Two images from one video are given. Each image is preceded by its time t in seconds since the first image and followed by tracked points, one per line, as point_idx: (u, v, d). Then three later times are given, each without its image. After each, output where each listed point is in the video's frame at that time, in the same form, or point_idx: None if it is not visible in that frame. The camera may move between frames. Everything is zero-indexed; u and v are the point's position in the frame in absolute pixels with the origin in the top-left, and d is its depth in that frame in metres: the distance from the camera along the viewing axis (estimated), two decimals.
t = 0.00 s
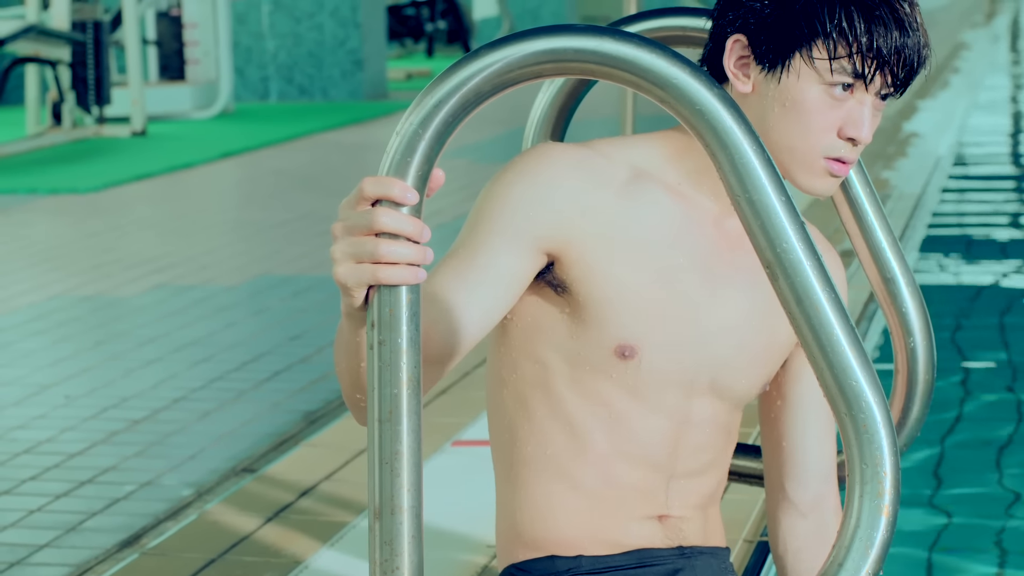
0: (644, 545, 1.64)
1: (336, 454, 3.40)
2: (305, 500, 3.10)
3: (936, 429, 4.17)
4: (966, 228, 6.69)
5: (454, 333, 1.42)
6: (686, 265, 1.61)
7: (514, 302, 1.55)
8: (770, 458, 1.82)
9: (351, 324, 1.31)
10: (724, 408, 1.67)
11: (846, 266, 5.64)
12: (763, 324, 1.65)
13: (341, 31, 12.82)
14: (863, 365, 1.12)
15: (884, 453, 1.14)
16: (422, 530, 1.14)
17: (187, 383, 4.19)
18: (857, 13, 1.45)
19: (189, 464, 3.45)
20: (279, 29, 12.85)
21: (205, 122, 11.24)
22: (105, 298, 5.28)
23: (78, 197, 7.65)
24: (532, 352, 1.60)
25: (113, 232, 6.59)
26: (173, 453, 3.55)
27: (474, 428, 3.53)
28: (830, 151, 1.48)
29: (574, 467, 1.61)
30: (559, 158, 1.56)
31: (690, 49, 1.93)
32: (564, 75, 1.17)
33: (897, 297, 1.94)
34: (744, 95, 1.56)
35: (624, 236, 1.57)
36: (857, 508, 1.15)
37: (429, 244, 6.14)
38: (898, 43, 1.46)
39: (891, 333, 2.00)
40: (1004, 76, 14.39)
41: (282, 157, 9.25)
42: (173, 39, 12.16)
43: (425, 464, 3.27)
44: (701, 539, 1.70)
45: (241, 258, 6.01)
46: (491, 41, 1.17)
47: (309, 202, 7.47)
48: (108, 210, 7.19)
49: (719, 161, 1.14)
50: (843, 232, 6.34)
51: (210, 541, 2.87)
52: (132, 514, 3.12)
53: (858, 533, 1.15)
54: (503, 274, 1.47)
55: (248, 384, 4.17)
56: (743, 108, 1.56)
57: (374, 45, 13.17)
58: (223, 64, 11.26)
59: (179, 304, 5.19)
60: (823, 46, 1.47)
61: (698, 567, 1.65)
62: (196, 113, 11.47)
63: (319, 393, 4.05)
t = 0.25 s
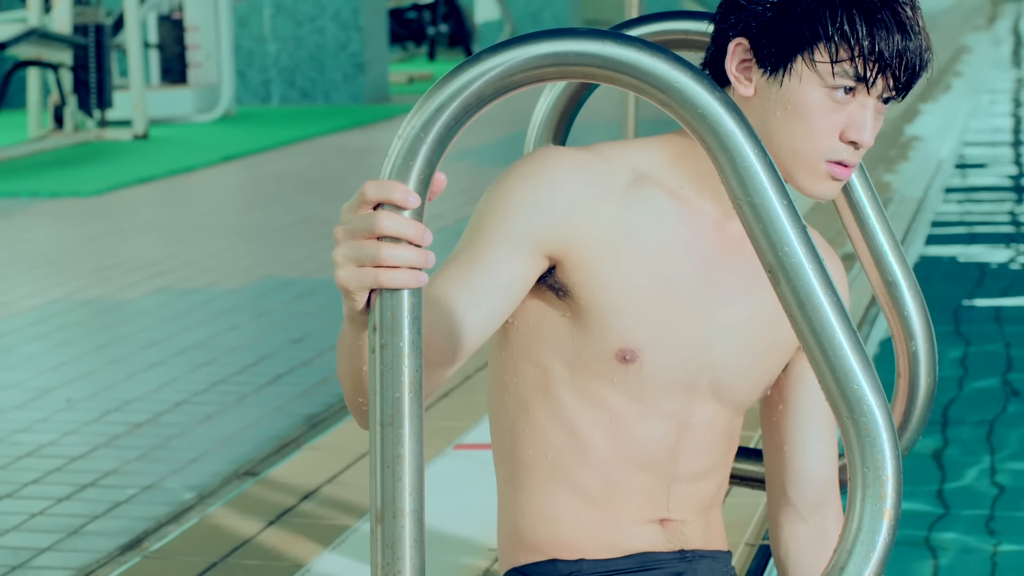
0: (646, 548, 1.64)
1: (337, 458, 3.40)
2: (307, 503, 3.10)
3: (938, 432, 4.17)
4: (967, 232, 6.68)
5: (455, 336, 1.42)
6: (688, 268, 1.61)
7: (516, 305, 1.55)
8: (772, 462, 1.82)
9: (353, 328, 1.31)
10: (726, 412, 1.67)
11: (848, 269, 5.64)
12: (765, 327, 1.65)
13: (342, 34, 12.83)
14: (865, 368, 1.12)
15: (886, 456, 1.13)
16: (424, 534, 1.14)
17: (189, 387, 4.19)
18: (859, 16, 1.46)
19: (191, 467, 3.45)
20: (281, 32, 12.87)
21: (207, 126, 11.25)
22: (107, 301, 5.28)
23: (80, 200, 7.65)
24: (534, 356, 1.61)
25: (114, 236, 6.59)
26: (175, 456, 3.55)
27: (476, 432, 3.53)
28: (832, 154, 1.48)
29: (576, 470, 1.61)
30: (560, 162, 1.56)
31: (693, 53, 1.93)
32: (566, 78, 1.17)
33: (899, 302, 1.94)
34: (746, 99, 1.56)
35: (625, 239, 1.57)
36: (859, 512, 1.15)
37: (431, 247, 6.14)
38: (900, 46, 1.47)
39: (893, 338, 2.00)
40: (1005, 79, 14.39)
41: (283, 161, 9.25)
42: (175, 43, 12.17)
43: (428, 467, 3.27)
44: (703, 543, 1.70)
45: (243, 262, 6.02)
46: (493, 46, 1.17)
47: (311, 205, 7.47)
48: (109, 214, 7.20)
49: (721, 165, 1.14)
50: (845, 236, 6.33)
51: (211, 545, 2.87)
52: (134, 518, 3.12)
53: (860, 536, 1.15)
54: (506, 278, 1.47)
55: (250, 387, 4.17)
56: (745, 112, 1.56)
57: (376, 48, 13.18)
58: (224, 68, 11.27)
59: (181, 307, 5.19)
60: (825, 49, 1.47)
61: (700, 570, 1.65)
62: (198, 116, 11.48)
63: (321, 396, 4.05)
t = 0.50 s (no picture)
0: (647, 553, 1.64)
1: (338, 462, 3.40)
2: (307, 507, 3.10)
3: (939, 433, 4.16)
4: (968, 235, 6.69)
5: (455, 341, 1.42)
6: (689, 272, 1.61)
7: (517, 309, 1.55)
8: (772, 465, 1.82)
9: (353, 332, 1.31)
10: (726, 416, 1.67)
11: (848, 272, 5.64)
12: (766, 331, 1.65)
13: (343, 38, 12.83)
14: (866, 372, 1.12)
15: (887, 461, 1.13)
16: (425, 538, 1.14)
17: (190, 391, 4.19)
18: (860, 20, 1.46)
19: (192, 471, 3.45)
20: (282, 36, 12.88)
21: (208, 129, 11.26)
22: (108, 305, 5.29)
23: (81, 204, 7.65)
24: (535, 360, 1.61)
25: (115, 240, 6.59)
26: (176, 460, 3.55)
27: (477, 435, 3.53)
28: (833, 158, 1.48)
29: (577, 474, 1.60)
30: (561, 167, 1.56)
31: (694, 57, 1.94)
32: (567, 83, 1.17)
33: (900, 306, 1.94)
34: (748, 103, 1.56)
35: (626, 244, 1.57)
36: (859, 517, 1.15)
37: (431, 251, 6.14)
38: (902, 51, 1.47)
39: (894, 342, 2.00)
40: (1006, 83, 14.39)
41: (284, 165, 9.26)
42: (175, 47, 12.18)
43: (428, 471, 3.27)
44: (704, 547, 1.70)
45: (244, 266, 6.02)
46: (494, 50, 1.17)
47: (312, 209, 7.47)
48: (110, 217, 7.20)
49: (722, 169, 1.14)
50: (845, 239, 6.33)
51: (211, 548, 2.87)
52: (135, 522, 3.12)
53: (861, 540, 1.14)
54: (506, 282, 1.47)
55: (251, 391, 4.17)
56: (746, 116, 1.56)
57: (377, 52, 13.19)
58: (225, 71, 11.28)
59: (182, 311, 5.19)
60: (826, 53, 1.47)
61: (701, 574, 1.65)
62: (199, 120, 11.49)
63: (321, 400, 4.05)
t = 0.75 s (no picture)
0: (648, 556, 1.64)
1: (338, 465, 3.40)
2: (308, 510, 3.10)
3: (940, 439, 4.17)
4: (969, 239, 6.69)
5: (456, 345, 1.42)
6: (690, 275, 1.61)
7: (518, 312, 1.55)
8: (772, 468, 1.82)
9: (354, 335, 1.31)
10: (727, 419, 1.67)
11: (848, 277, 5.64)
12: (767, 335, 1.65)
13: (343, 41, 12.83)
14: (867, 376, 1.12)
15: (888, 464, 1.13)
16: (425, 541, 1.14)
17: (191, 394, 4.19)
18: (861, 22, 1.46)
19: (192, 474, 3.45)
20: (282, 39, 12.89)
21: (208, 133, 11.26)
22: (109, 308, 5.29)
23: (81, 207, 7.65)
24: (536, 363, 1.61)
25: (115, 243, 6.59)
26: (176, 464, 3.55)
27: (477, 438, 3.53)
28: (834, 161, 1.48)
29: (578, 478, 1.60)
30: (562, 170, 1.56)
31: (694, 60, 1.93)
32: (568, 86, 1.17)
33: (901, 308, 1.94)
34: (749, 106, 1.55)
35: (626, 247, 1.57)
36: (860, 520, 1.15)
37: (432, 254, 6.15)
38: (902, 53, 1.48)
39: (894, 345, 2.00)
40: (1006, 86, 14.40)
41: (284, 168, 9.26)
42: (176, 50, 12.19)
43: (429, 474, 3.27)
44: (704, 549, 1.70)
45: (244, 269, 6.02)
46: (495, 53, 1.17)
47: (312, 212, 7.47)
48: (111, 220, 7.20)
49: (723, 172, 1.14)
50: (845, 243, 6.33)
51: (211, 552, 2.87)
52: (135, 525, 3.12)
53: (861, 543, 1.15)
54: (507, 286, 1.47)
55: (252, 395, 4.17)
56: (747, 119, 1.55)
57: (377, 55, 13.19)
58: (226, 74, 11.28)
59: (183, 314, 5.19)
60: (827, 56, 1.48)
61: None
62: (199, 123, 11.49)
63: (322, 403, 4.05)
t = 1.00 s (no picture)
0: (648, 559, 1.64)
1: (339, 468, 3.40)
2: (308, 514, 3.10)
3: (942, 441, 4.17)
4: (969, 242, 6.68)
5: (455, 348, 1.42)
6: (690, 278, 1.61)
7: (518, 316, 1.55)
8: (772, 472, 1.82)
9: (354, 339, 1.31)
10: (726, 422, 1.67)
11: (849, 280, 5.64)
12: (767, 338, 1.65)
13: (344, 45, 12.84)
14: (867, 379, 1.12)
15: (889, 468, 1.13)
16: (425, 544, 1.14)
17: (191, 397, 4.19)
18: (861, 25, 1.46)
19: (192, 478, 3.45)
20: (283, 42, 12.89)
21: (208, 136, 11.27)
22: (109, 312, 5.29)
23: (82, 210, 7.66)
24: (537, 367, 1.61)
25: (116, 246, 6.59)
26: (177, 467, 3.55)
27: (478, 442, 3.53)
28: (835, 164, 1.48)
29: (578, 481, 1.61)
30: (562, 173, 1.56)
31: (694, 63, 1.93)
32: (568, 89, 1.17)
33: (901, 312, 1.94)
34: (749, 109, 1.55)
35: (626, 251, 1.57)
36: (859, 524, 1.15)
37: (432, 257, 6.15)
38: (902, 56, 1.48)
39: (894, 349, 2.00)
40: (1007, 89, 14.41)
41: (285, 171, 9.26)
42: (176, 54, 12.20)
43: (429, 478, 3.27)
44: (704, 553, 1.70)
45: (244, 272, 6.02)
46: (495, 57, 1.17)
47: (313, 216, 7.47)
48: (111, 224, 7.21)
49: (723, 175, 1.14)
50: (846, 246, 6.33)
51: (211, 555, 2.87)
52: (135, 528, 3.12)
53: (861, 547, 1.15)
54: (507, 289, 1.47)
55: (252, 398, 4.17)
56: (747, 122, 1.55)
57: (378, 58, 13.20)
58: (226, 78, 11.29)
59: (183, 318, 5.19)
60: (827, 58, 1.48)
61: None
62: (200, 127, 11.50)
63: (322, 407, 4.05)
